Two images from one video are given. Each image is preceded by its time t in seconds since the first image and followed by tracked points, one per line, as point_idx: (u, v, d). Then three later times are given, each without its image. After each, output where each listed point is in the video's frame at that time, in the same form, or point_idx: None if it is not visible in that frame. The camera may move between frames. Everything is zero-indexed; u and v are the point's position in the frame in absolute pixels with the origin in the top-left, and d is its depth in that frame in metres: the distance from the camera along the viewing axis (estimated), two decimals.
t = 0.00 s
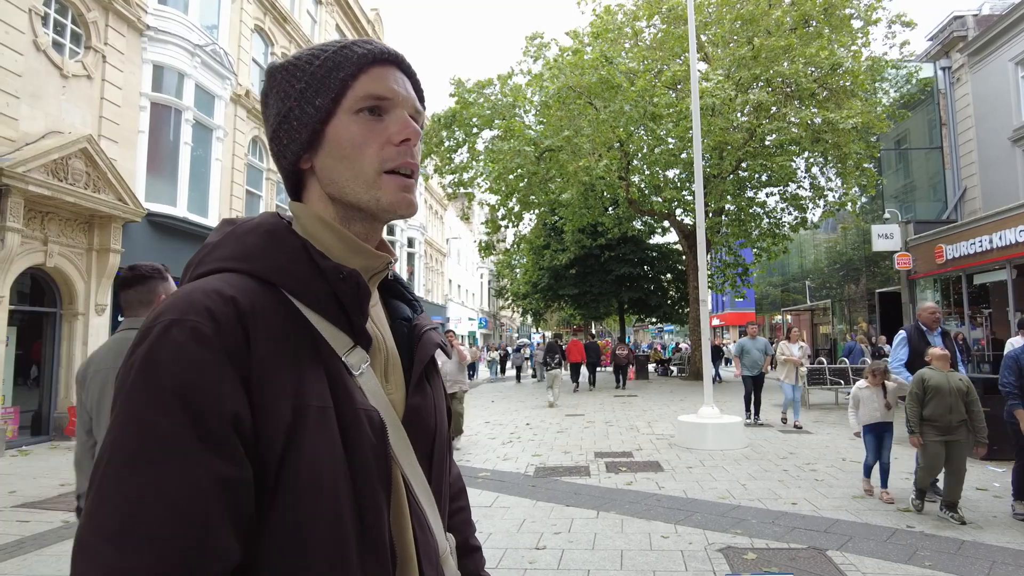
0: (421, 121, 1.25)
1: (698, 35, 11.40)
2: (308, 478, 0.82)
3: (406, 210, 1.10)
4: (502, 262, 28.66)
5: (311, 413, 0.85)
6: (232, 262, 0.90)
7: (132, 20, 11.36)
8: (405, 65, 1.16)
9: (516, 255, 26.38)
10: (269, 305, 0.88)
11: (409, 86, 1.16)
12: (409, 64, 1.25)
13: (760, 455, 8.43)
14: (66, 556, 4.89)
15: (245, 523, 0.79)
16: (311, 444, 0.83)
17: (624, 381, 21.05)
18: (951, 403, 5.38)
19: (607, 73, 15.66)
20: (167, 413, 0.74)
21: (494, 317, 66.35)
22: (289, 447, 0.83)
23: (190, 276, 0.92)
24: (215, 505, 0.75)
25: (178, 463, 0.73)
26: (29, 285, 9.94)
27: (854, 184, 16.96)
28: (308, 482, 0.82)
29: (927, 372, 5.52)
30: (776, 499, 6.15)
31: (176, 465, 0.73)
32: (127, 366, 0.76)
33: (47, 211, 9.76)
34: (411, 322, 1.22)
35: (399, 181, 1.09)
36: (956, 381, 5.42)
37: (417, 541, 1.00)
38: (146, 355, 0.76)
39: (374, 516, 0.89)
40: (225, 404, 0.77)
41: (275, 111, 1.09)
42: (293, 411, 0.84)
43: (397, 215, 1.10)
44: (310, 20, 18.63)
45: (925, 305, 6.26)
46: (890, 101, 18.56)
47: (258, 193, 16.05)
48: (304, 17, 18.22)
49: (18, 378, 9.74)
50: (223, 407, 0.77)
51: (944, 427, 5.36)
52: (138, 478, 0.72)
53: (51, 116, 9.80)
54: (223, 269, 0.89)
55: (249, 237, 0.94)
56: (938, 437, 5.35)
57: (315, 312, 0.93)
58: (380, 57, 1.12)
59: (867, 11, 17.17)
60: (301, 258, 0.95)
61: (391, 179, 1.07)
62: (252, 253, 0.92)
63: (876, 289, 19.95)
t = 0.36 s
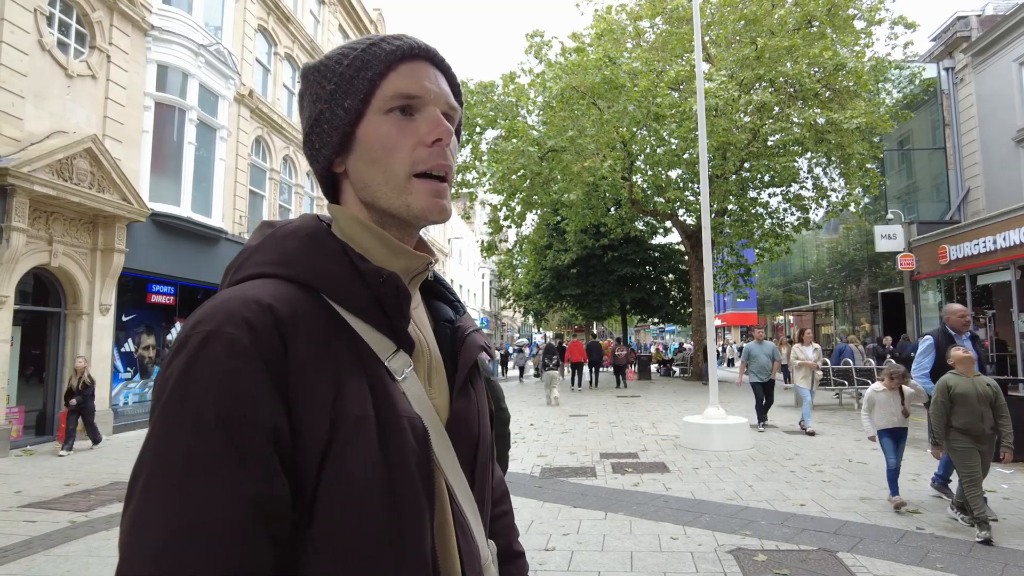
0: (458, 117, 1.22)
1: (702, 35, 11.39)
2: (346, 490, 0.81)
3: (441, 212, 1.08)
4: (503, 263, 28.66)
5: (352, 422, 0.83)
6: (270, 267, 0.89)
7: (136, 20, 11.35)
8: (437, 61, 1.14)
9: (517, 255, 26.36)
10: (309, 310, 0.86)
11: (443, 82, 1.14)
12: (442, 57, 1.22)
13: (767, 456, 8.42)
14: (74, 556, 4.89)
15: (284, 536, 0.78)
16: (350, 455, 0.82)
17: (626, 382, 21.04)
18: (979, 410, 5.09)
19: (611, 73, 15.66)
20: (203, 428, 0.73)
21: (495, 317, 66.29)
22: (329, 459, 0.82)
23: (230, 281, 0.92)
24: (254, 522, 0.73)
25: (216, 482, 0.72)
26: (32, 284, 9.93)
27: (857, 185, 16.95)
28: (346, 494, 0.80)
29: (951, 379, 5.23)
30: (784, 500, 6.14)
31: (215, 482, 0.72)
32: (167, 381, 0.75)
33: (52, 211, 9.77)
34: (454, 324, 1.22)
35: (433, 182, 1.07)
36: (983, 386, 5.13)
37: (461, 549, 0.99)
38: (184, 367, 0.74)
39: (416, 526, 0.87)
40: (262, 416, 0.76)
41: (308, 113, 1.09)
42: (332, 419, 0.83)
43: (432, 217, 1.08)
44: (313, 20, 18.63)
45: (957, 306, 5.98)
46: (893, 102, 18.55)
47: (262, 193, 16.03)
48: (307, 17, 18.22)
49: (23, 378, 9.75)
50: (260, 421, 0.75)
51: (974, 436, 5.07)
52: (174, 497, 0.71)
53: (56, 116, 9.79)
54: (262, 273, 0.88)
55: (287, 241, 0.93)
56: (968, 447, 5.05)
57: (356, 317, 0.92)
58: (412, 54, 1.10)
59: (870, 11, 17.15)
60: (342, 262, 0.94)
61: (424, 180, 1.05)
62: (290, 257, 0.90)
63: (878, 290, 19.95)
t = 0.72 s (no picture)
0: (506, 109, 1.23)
1: (706, 34, 11.36)
2: (414, 490, 0.80)
3: (497, 204, 1.09)
4: (504, 263, 28.66)
5: (417, 421, 0.83)
6: (325, 262, 0.89)
7: (139, 19, 11.32)
8: (491, 52, 1.14)
9: (518, 255, 26.32)
10: (370, 307, 0.86)
11: (496, 72, 1.14)
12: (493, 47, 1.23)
13: (772, 455, 8.41)
14: (82, 556, 4.88)
15: (354, 539, 0.77)
16: (418, 455, 0.81)
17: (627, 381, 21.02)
18: (1010, 410, 4.86)
19: (613, 73, 15.67)
20: (275, 428, 0.72)
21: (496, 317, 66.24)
22: (395, 459, 0.81)
23: (282, 277, 0.91)
24: (328, 524, 0.72)
25: (292, 485, 0.71)
26: (34, 283, 9.90)
27: (859, 185, 16.93)
28: (414, 494, 0.80)
29: (980, 377, 5.00)
30: (792, 500, 6.13)
31: (290, 486, 0.71)
32: (231, 382, 0.74)
33: (55, 209, 9.74)
34: (500, 321, 1.22)
35: (489, 175, 1.07)
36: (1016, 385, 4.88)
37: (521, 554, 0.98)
38: (249, 368, 0.73)
39: (481, 526, 0.86)
40: (333, 416, 0.74)
41: (360, 104, 1.09)
42: (397, 418, 0.82)
43: (487, 208, 1.09)
44: (315, 19, 18.61)
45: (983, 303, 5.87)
46: (895, 102, 18.56)
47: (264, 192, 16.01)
48: (309, 17, 18.19)
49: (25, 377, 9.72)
50: (332, 420, 0.74)
51: (1004, 438, 4.85)
52: (247, 501, 0.70)
53: (59, 115, 9.77)
54: (317, 269, 0.87)
55: (342, 236, 0.92)
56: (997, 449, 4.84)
57: (415, 314, 0.91)
58: (468, 43, 1.10)
59: (872, 11, 17.14)
60: (398, 256, 0.94)
61: (481, 174, 1.06)
62: (347, 252, 0.90)
63: (880, 290, 19.95)
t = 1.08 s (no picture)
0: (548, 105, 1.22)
1: (706, 33, 11.42)
2: (460, 488, 0.79)
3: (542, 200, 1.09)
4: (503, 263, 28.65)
5: (461, 419, 0.82)
6: (365, 259, 0.87)
7: (138, 18, 11.29)
8: (539, 49, 1.14)
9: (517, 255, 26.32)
10: (413, 306, 0.85)
11: (543, 69, 1.13)
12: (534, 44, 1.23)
13: (773, 455, 8.42)
14: (85, 557, 4.86)
15: (403, 542, 0.76)
16: (463, 455, 0.81)
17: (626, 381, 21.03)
18: None
19: (613, 73, 15.70)
20: (324, 428, 0.71)
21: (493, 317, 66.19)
22: (442, 460, 0.80)
23: (317, 275, 0.89)
24: (381, 526, 0.71)
25: (343, 487, 0.70)
26: (32, 283, 9.86)
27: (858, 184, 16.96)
28: (461, 493, 0.79)
29: (1015, 377, 4.86)
30: (795, 499, 6.13)
31: (342, 487, 0.70)
32: (277, 380, 0.73)
33: (55, 209, 9.72)
34: (531, 321, 1.21)
35: (538, 171, 1.07)
36: None
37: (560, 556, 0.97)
38: (296, 366, 0.72)
39: (526, 525, 0.85)
40: (382, 416, 0.73)
41: (406, 95, 1.08)
42: (441, 417, 0.81)
43: (532, 202, 1.08)
44: (314, 19, 18.58)
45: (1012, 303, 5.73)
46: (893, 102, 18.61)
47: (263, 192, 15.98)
48: (308, 16, 18.16)
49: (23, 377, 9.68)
50: (380, 421, 0.73)
51: None
52: (297, 503, 0.69)
53: (58, 114, 9.73)
54: (356, 266, 0.86)
55: (379, 233, 0.91)
56: None
57: (455, 313, 0.90)
58: (519, 38, 1.09)
59: (871, 12, 17.17)
60: (439, 255, 0.93)
61: (530, 168, 1.06)
62: (388, 250, 0.89)
63: (878, 289, 19.98)
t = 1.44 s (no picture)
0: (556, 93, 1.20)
1: (704, 33, 11.47)
2: (471, 485, 0.76)
3: (547, 190, 1.06)
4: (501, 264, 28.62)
5: (471, 412, 0.80)
6: (372, 251, 0.84)
7: (135, 17, 11.25)
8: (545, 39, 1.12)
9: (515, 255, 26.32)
10: (422, 298, 0.81)
11: (548, 56, 1.11)
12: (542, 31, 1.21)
13: (772, 455, 8.41)
14: (80, 558, 4.83)
15: (414, 540, 0.72)
16: (475, 449, 0.78)
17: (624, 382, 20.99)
18: None
19: (610, 73, 15.70)
20: (336, 421, 0.67)
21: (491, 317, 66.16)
22: (453, 454, 0.76)
23: (323, 267, 0.86)
24: (393, 522, 0.68)
25: (355, 486, 0.66)
26: (28, 283, 9.82)
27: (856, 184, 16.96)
28: (472, 489, 0.76)
29: None
30: (793, 499, 6.12)
31: (354, 485, 0.66)
32: (283, 371, 0.69)
33: (51, 209, 9.68)
34: (537, 315, 1.19)
35: (543, 160, 1.05)
36: None
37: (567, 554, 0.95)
38: (306, 358, 0.69)
39: (538, 522, 0.83)
40: (395, 408, 0.70)
41: (411, 85, 1.06)
42: (452, 411, 0.78)
43: (538, 194, 1.06)
44: (311, 19, 18.55)
45: None
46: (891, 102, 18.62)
47: (260, 192, 15.95)
48: (305, 16, 18.14)
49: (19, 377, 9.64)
50: (395, 414, 0.70)
51: None
52: (309, 501, 0.65)
53: (55, 114, 9.70)
54: (364, 257, 0.83)
55: (387, 224, 0.88)
56: None
57: (463, 307, 0.87)
58: (523, 26, 1.07)
59: (869, 12, 17.19)
60: (448, 246, 0.90)
61: (535, 157, 1.04)
62: (396, 241, 0.86)
63: (876, 290, 20.00)
